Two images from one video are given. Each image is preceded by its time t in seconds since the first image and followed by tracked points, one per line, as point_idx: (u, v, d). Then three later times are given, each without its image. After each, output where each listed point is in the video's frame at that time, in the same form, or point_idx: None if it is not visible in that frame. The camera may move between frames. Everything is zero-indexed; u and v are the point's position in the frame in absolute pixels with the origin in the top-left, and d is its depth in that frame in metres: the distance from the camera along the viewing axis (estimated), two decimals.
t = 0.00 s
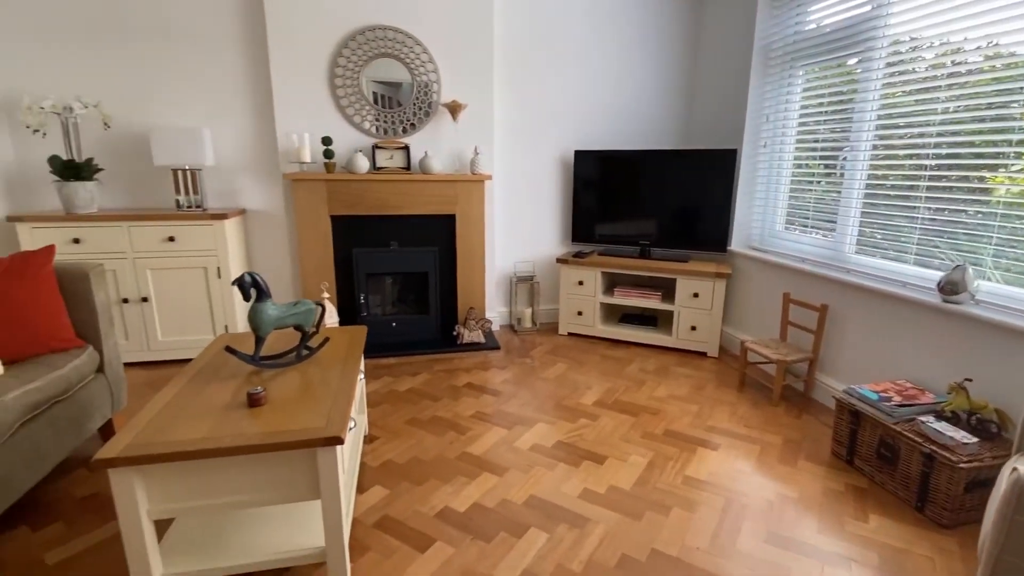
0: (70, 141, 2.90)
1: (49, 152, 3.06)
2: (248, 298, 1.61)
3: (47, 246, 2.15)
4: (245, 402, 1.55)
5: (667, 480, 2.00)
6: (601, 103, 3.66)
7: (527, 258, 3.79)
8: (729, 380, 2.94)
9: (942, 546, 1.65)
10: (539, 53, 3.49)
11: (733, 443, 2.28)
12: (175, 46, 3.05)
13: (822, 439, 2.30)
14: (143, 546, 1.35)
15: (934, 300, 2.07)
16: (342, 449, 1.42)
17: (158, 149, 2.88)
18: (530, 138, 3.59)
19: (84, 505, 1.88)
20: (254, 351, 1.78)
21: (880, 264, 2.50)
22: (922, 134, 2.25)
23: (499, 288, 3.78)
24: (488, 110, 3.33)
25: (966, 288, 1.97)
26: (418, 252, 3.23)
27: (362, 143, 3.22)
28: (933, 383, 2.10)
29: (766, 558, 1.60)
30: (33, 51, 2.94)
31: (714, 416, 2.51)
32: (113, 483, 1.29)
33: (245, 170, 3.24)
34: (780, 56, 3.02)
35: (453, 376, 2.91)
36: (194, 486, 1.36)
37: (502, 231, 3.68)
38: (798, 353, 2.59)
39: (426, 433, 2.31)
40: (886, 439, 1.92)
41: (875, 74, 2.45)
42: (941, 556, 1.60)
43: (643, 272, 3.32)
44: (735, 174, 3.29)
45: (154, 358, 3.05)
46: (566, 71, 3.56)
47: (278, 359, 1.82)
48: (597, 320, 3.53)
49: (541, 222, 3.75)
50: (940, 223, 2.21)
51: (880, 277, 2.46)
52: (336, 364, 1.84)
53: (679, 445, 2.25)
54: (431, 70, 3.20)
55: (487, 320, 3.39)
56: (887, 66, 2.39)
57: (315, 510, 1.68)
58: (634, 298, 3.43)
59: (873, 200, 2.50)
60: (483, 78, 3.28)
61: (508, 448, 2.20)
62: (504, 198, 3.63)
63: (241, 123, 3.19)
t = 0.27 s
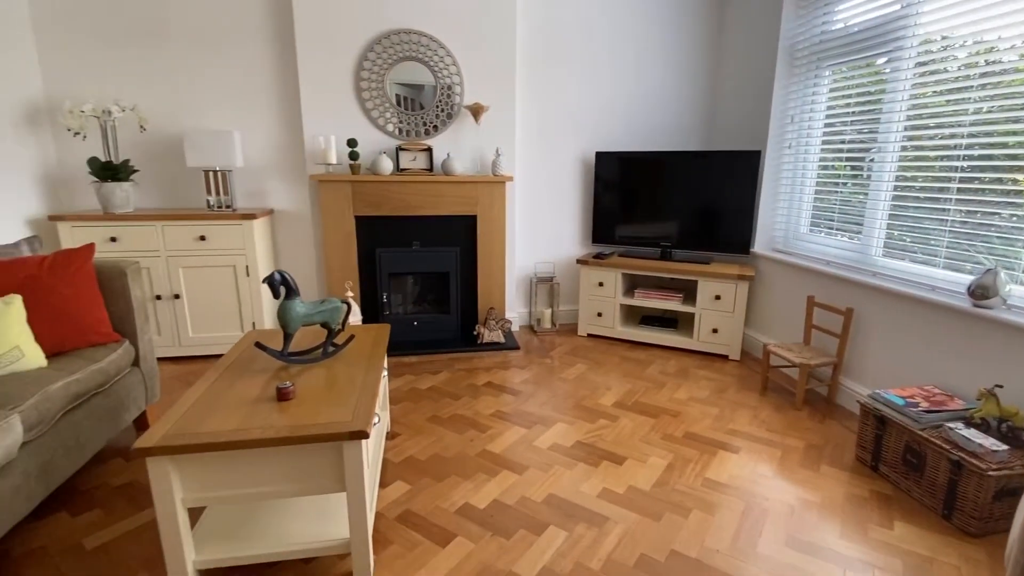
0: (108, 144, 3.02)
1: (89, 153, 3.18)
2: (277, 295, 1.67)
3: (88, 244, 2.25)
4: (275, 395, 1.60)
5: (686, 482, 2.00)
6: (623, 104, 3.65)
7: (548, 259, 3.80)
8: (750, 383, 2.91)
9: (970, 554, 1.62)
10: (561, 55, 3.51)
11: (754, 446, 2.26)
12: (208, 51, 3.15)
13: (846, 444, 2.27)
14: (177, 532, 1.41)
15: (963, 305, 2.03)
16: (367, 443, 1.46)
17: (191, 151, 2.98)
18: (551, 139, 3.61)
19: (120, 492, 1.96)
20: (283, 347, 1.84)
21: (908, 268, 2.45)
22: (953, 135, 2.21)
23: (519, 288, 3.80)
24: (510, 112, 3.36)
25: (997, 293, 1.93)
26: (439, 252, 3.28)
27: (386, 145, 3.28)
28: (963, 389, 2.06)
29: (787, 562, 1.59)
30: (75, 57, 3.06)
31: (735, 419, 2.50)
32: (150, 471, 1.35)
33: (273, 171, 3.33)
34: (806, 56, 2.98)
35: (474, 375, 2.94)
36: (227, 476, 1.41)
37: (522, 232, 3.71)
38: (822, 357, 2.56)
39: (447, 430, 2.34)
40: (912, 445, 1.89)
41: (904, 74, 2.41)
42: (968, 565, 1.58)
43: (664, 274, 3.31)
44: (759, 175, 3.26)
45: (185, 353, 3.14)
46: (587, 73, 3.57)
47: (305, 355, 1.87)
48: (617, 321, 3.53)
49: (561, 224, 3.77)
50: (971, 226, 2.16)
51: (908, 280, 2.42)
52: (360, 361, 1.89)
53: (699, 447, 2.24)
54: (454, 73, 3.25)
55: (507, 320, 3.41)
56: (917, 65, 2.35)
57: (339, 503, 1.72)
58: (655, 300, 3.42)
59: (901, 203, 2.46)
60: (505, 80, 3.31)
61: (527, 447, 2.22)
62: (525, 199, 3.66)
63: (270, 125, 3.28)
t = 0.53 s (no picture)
0: (140, 146, 3.13)
1: (122, 156, 3.30)
2: (301, 295, 1.71)
3: (122, 243, 2.33)
4: (298, 392, 1.64)
5: (703, 485, 1.99)
6: (643, 106, 3.65)
7: (566, 260, 3.81)
8: (770, 388, 2.88)
9: (995, 564, 1.59)
10: (581, 57, 3.52)
11: (773, 451, 2.24)
12: (236, 56, 3.24)
13: (868, 450, 2.24)
14: (205, 523, 1.46)
15: (991, 310, 1.98)
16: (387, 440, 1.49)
17: (219, 154, 3.07)
18: (570, 141, 3.62)
19: (150, 484, 2.03)
20: (307, 344, 1.89)
21: (934, 272, 2.41)
22: (983, 137, 2.16)
23: (537, 290, 3.82)
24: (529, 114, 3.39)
25: None
26: (458, 254, 3.31)
27: (407, 147, 3.33)
28: (990, 396, 2.02)
29: (805, 567, 1.58)
30: (110, 63, 3.18)
31: (754, 424, 2.48)
32: (180, 464, 1.40)
33: (297, 173, 3.40)
34: (829, 57, 2.95)
35: (491, 375, 2.96)
36: (253, 469, 1.46)
37: (541, 233, 3.72)
38: (844, 362, 2.52)
39: (465, 429, 2.37)
40: (936, 452, 1.86)
41: (932, 75, 2.37)
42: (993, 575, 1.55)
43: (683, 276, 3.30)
44: (781, 177, 3.22)
45: (211, 350, 3.23)
46: (607, 75, 3.57)
47: (328, 353, 1.92)
48: (635, 323, 3.52)
49: (580, 225, 3.78)
50: (1001, 230, 2.11)
51: (934, 285, 2.37)
52: (381, 359, 1.92)
53: (717, 451, 2.23)
54: (474, 76, 3.28)
55: (525, 322, 3.43)
56: (946, 66, 2.31)
57: (359, 498, 1.76)
58: (673, 302, 3.41)
59: (928, 205, 2.42)
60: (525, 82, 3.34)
61: (544, 447, 2.24)
62: (543, 201, 3.68)
63: (294, 128, 3.35)
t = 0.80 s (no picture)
0: (168, 149, 3.23)
1: (152, 158, 3.40)
2: (323, 293, 1.76)
3: (151, 243, 2.41)
4: (319, 388, 1.68)
5: (719, 488, 1.99)
6: (661, 109, 3.64)
7: (583, 262, 3.82)
8: (789, 391, 2.85)
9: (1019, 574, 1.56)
10: (599, 59, 3.53)
11: (790, 455, 2.22)
12: (261, 61, 3.32)
13: (888, 456, 2.20)
14: (229, 513, 1.50)
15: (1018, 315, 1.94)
16: (404, 435, 1.52)
17: (244, 156, 3.15)
18: (588, 143, 3.63)
19: (175, 475, 2.10)
20: (328, 342, 1.93)
21: (958, 275, 2.36)
22: (1010, 138, 2.12)
23: (554, 291, 3.84)
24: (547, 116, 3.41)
25: None
26: (475, 255, 3.35)
27: (426, 150, 3.37)
28: (1016, 402, 1.97)
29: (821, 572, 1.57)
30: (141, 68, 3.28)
31: (771, 427, 2.46)
32: (206, 455, 1.44)
33: (319, 175, 3.47)
34: (851, 58, 2.92)
35: (507, 375, 2.99)
36: (275, 462, 1.50)
37: (557, 235, 3.74)
38: (864, 366, 2.49)
39: (480, 428, 2.40)
40: (959, 458, 1.83)
41: (957, 75, 2.33)
42: None
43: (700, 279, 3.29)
44: (800, 180, 3.19)
45: (234, 347, 3.31)
46: (625, 77, 3.57)
47: (348, 350, 1.96)
48: (651, 326, 3.52)
49: (596, 227, 3.78)
50: None
51: (958, 288, 2.33)
52: (399, 357, 1.96)
53: (733, 454, 2.22)
54: (493, 79, 3.32)
55: (541, 323, 3.45)
56: (971, 66, 2.27)
57: (376, 493, 1.79)
58: (690, 305, 3.39)
59: (953, 208, 2.38)
60: (543, 85, 3.36)
61: (559, 447, 2.25)
62: (560, 203, 3.70)
63: (316, 131, 3.42)
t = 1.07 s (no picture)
0: (194, 152, 3.32)
1: (178, 160, 3.50)
2: (342, 293, 1.80)
3: (178, 243, 2.49)
4: (337, 385, 1.73)
5: (732, 491, 1.99)
6: (678, 111, 3.64)
7: (598, 264, 3.83)
8: (805, 396, 2.83)
9: None
10: (616, 62, 3.54)
11: (805, 459, 2.21)
12: (284, 66, 3.40)
13: (907, 462, 2.17)
14: (250, 505, 1.55)
15: None
16: (420, 432, 1.55)
17: (266, 159, 3.23)
18: (603, 146, 3.65)
19: (199, 469, 2.16)
20: (346, 340, 1.98)
21: (981, 280, 2.33)
22: None
23: (569, 293, 3.85)
24: (563, 119, 3.43)
25: None
26: (491, 256, 3.38)
27: (443, 152, 3.42)
28: None
29: None
30: (170, 73, 3.39)
31: (787, 431, 2.44)
32: (229, 449, 1.49)
33: (339, 177, 3.54)
34: (872, 60, 2.89)
35: (521, 376, 3.01)
36: (295, 456, 1.54)
37: (573, 237, 3.76)
38: (883, 371, 2.46)
39: (495, 427, 2.43)
40: (979, 466, 1.80)
41: (980, 77, 2.30)
42: None
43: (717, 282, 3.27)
44: (819, 182, 3.16)
45: (255, 345, 3.39)
46: (641, 80, 3.58)
47: (366, 349, 2.01)
48: (667, 328, 3.51)
49: (612, 229, 3.79)
50: None
51: (980, 293, 2.29)
52: (415, 356, 2.00)
53: (748, 457, 2.21)
54: (509, 83, 3.35)
55: (556, 324, 3.46)
56: (995, 67, 2.24)
57: (392, 489, 1.83)
58: (706, 308, 3.38)
59: (975, 211, 2.34)
60: (559, 88, 3.39)
61: (572, 448, 2.27)
62: (576, 205, 3.71)
63: (336, 134, 3.49)
